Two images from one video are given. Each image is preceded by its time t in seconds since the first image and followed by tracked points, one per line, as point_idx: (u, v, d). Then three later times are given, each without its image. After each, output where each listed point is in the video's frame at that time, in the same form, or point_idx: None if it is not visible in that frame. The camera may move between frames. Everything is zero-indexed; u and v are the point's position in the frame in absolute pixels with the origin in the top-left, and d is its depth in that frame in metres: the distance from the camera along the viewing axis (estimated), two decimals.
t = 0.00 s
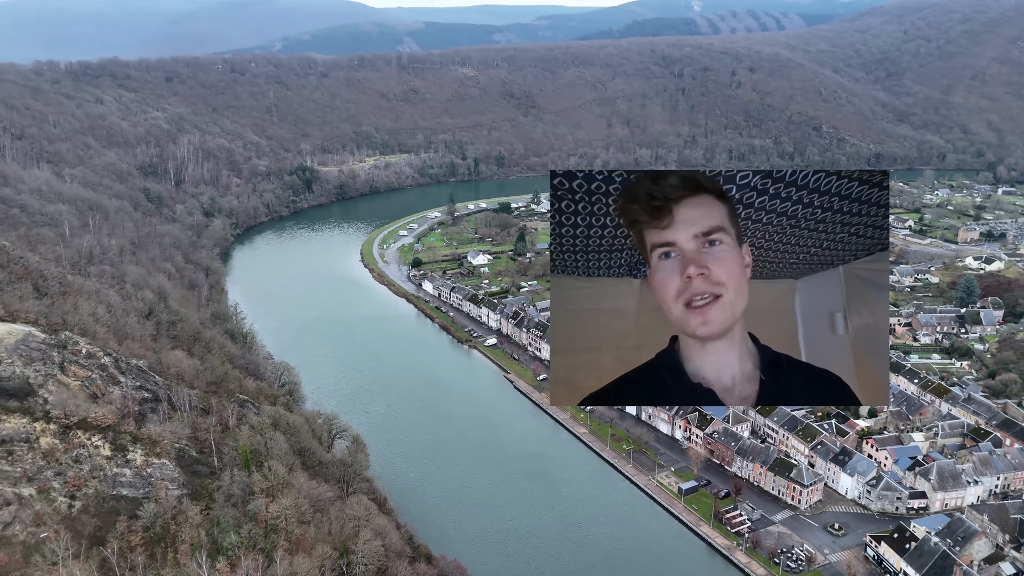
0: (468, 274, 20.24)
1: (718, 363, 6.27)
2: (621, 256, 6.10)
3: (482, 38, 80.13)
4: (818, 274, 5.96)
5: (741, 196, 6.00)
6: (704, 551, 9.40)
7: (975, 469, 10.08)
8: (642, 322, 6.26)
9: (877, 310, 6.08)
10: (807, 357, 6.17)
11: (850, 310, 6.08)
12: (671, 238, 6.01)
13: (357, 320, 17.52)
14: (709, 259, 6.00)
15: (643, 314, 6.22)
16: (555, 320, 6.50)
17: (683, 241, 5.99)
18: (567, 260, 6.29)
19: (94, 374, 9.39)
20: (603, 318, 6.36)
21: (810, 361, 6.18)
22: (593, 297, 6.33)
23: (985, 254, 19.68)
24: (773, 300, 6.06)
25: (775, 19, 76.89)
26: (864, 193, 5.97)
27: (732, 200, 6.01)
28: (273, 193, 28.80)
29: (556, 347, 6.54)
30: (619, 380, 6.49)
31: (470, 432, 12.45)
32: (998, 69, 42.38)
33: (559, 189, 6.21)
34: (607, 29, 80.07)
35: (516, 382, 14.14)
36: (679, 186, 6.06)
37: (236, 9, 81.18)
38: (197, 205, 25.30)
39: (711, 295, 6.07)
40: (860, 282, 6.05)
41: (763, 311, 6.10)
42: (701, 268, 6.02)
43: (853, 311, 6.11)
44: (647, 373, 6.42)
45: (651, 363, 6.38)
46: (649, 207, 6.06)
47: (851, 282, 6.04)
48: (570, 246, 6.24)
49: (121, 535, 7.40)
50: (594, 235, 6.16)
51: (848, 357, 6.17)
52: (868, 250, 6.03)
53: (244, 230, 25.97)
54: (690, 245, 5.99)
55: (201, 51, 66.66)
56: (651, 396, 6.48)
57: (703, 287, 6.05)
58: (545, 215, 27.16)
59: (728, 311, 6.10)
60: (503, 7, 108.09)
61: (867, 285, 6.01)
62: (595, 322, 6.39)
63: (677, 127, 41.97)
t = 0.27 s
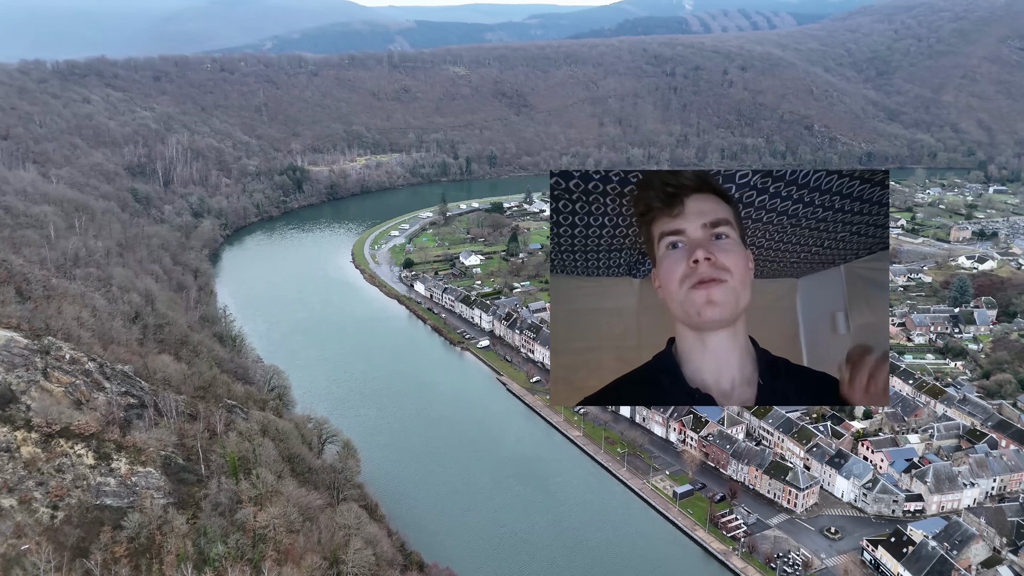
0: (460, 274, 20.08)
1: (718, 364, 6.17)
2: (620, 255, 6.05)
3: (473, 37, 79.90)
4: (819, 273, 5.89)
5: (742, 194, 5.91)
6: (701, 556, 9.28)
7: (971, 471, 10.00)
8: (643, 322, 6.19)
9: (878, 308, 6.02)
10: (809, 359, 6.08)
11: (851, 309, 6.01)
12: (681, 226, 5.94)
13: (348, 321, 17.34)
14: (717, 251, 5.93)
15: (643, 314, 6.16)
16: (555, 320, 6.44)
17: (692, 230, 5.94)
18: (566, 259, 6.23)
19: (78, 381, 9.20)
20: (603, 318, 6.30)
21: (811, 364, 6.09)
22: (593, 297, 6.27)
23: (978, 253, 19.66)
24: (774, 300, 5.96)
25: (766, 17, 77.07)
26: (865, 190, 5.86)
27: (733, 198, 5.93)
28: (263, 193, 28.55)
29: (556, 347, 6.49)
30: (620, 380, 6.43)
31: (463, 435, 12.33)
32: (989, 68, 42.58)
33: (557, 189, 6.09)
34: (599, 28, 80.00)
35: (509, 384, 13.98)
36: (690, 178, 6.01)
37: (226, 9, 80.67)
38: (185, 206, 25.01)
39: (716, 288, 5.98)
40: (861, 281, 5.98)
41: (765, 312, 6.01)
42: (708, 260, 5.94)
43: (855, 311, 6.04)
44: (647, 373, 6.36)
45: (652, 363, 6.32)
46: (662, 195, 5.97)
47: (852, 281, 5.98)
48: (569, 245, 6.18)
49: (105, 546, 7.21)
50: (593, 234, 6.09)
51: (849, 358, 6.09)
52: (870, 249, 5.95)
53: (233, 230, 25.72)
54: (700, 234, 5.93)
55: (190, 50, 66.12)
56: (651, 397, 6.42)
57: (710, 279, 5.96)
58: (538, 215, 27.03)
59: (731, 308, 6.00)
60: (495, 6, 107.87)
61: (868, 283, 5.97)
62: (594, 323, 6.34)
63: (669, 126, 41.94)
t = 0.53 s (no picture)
0: (454, 275, 19.93)
1: (717, 367, 6.33)
2: (620, 256, 6.23)
3: (466, 35, 79.56)
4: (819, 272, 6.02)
5: (741, 195, 6.09)
6: (697, 562, 9.17)
7: (970, 474, 9.93)
8: (643, 322, 6.35)
9: (880, 308, 6.16)
10: (810, 358, 6.21)
11: (852, 309, 6.14)
12: (680, 231, 6.10)
13: (341, 323, 17.18)
14: (716, 257, 6.07)
15: (643, 314, 6.33)
16: (557, 320, 6.63)
17: (692, 235, 6.08)
18: (567, 259, 6.44)
19: (63, 387, 9.01)
20: (603, 318, 6.48)
21: (812, 365, 6.23)
22: (593, 297, 6.45)
23: (972, 253, 19.63)
24: (776, 300, 6.11)
25: (759, 16, 77.10)
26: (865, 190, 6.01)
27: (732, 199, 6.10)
28: (254, 193, 28.31)
29: (558, 348, 6.66)
30: (621, 379, 6.57)
31: (458, 438, 12.20)
32: (982, 66, 42.66)
33: (557, 190, 6.36)
34: (593, 27, 79.85)
35: (504, 387, 13.84)
36: (690, 183, 6.17)
37: (218, 8, 80.18)
38: (176, 206, 24.78)
39: (714, 292, 6.13)
40: (864, 281, 6.11)
41: (767, 313, 6.15)
42: (707, 264, 6.08)
43: (856, 311, 6.17)
44: (647, 373, 6.51)
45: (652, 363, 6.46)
46: (662, 200, 6.15)
47: (854, 280, 6.11)
48: (570, 246, 6.41)
49: (90, 558, 7.04)
50: (593, 234, 6.31)
51: (850, 356, 6.23)
52: (871, 248, 6.09)
53: (225, 231, 25.50)
54: (699, 239, 6.07)
55: (181, 49, 65.61)
56: (650, 398, 6.57)
57: (708, 283, 6.11)
58: (532, 215, 26.88)
59: (731, 311, 6.15)
60: (488, 5, 107.56)
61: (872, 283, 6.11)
62: (594, 323, 6.51)
63: (663, 125, 41.86)
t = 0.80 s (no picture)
0: (450, 276, 19.77)
1: (720, 364, 6.28)
2: (622, 254, 6.17)
3: (461, 34, 79.27)
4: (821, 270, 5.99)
5: (743, 194, 6.05)
6: (696, 567, 9.06)
7: (971, 477, 9.85)
8: (645, 321, 6.28)
9: (882, 305, 6.10)
10: (812, 357, 6.17)
11: (855, 306, 6.10)
12: (679, 233, 6.02)
13: (336, 324, 17.02)
14: (716, 258, 5.99)
15: (645, 313, 6.26)
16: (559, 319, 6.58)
17: (690, 236, 6.00)
18: (569, 258, 6.38)
19: (51, 393, 8.83)
20: (606, 316, 6.41)
21: (814, 362, 6.19)
22: (596, 296, 6.39)
23: (970, 253, 19.56)
24: (779, 297, 6.08)
25: (755, 15, 77.06)
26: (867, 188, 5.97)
27: (733, 199, 6.04)
28: (248, 194, 28.10)
29: (562, 347, 6.61)
30: (624, 377, 6.51)
31: (454, 441, 12.06)
32: (977, 65, 42.66)
33: (559, 189, 6.29)
34: (588, 26, 79.70)
35: (500, 389, 13.71)
36: (688, 183, 6.09)
37: (212, 7, 79.77)
38: (169, 207, 24.55)
39: (716, 293, 6.05)
40: (866, 279, 6.07)
41: (769, 310, 6.10)
42: (707, 266, 6.01)
43: (858, 308, 6.12)
44: (649, 372, 6.45)
45: (656, 362, 6.39)
46: (657, 202, 6.10)
47: (857, 277, 6.07)
48: (572, 245, 6.34)
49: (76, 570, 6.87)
50: (595, 233, 6.24)
51: (853, 353, 6.19)
52: (873, 246, 6.05)
53: (218, 232, 25.29)
54: (698, 241, 5.99)
55: (174, 48, 65.20)
56: (653, 398, 6.50)
57: (709, 285, 6.04)
58: (528, 215, 26.74)
59: (733, 310, 6.09)
60: (483, 4, 107.28)
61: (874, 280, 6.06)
62: (597, 321, 6.45)
63: (659, 124, 41.76)
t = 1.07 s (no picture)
0: (445, 277, 19.62)
1: (720, 363, 6.18)
2: (623, 253, 6.05)
3: (457, 33, 79.03)
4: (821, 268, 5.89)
5: (743, 191, 5.92)
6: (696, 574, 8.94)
7: (972, 481, 9.74)
8: (646, 319, 6.17)
9: (883, 303, 5.97)
10: (812, 355, 6.08)
11: (855, 305, 5.97)
12: (673, 247, 5.90)
13: (329, 326, 16.84)
14: (715, 270, 5.92)
15: (646, 311, 6.15)
16: (559, 316, 6.47)
17: (686, 249, 5.89)
18: (569, 256, 6.26)
19: (37, 399, 8.64)
20: (607, 314, 6.31)
21: (813, 359, 6.10)
22: (597, 294, 6.29)
23: (967, 253, 19.50)
24: (778, 296, 5.99)
25: (750, 14, 77.04)
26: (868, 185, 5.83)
27: (734, 197, 5.91)
28: (242, 194, 27.89)
29: (562, 344, 6.53)
30: (624, 375, 6.43)
31: (449, 445, 11.90)
32: (973, 64, 42.67)
33: (560, 187, 6.13)
34: (584, 25, 79.57)
35: (496, 392, 13.56)
36: (679, 192, 5.96)
37: (206, 6, 79.38)
38: (161, 207, 24.32)
39: (718, 303, 5.99)
40: (867, 278, 5.95)
41: (768, 308, 6.02)
42: (707, 278, 5.94)
43: (859, 306, 5.99)
44: (649, 369, 6.37)
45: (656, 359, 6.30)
46: (647, 218, 5.98)
47: (857, 276, 5.95)
48: (572, 243, 6.19)
49: None
50: (596, 233, 6.10)
51: (854, 353, 6.06)
52: (874, 245, 5.92)
53: (212, 232, 25.09)
54: (695, 254, 5.89)
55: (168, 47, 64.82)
56: (653, 397, 6.43)
57: (710, 297, 5.98)
58: (524, 215, 26.60)
59: (737, 317, 6.02)
60: (479, 2, 107.07)
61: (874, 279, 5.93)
62: (598, 319, 6.35)
63: (655, 124, 41.67)
